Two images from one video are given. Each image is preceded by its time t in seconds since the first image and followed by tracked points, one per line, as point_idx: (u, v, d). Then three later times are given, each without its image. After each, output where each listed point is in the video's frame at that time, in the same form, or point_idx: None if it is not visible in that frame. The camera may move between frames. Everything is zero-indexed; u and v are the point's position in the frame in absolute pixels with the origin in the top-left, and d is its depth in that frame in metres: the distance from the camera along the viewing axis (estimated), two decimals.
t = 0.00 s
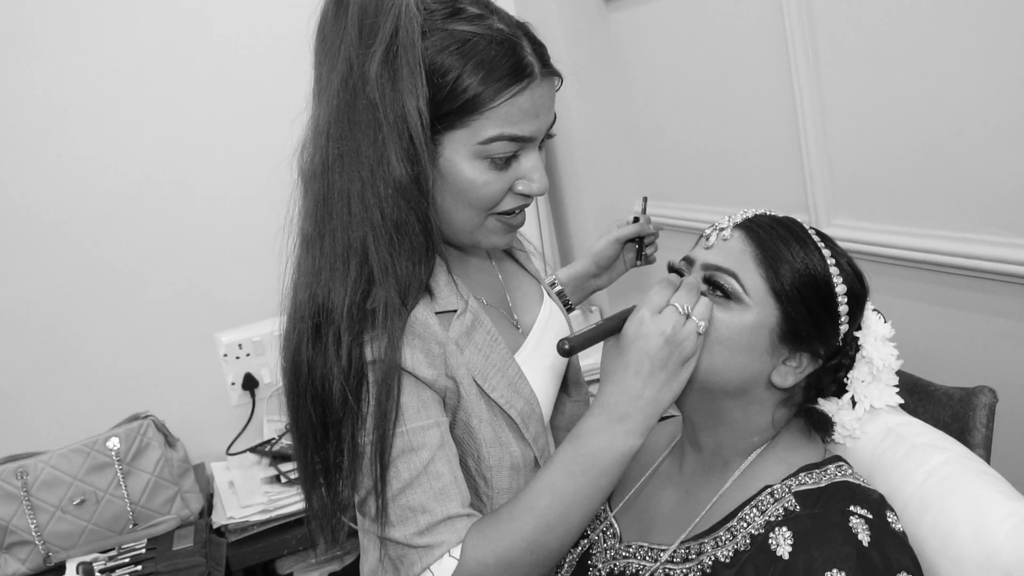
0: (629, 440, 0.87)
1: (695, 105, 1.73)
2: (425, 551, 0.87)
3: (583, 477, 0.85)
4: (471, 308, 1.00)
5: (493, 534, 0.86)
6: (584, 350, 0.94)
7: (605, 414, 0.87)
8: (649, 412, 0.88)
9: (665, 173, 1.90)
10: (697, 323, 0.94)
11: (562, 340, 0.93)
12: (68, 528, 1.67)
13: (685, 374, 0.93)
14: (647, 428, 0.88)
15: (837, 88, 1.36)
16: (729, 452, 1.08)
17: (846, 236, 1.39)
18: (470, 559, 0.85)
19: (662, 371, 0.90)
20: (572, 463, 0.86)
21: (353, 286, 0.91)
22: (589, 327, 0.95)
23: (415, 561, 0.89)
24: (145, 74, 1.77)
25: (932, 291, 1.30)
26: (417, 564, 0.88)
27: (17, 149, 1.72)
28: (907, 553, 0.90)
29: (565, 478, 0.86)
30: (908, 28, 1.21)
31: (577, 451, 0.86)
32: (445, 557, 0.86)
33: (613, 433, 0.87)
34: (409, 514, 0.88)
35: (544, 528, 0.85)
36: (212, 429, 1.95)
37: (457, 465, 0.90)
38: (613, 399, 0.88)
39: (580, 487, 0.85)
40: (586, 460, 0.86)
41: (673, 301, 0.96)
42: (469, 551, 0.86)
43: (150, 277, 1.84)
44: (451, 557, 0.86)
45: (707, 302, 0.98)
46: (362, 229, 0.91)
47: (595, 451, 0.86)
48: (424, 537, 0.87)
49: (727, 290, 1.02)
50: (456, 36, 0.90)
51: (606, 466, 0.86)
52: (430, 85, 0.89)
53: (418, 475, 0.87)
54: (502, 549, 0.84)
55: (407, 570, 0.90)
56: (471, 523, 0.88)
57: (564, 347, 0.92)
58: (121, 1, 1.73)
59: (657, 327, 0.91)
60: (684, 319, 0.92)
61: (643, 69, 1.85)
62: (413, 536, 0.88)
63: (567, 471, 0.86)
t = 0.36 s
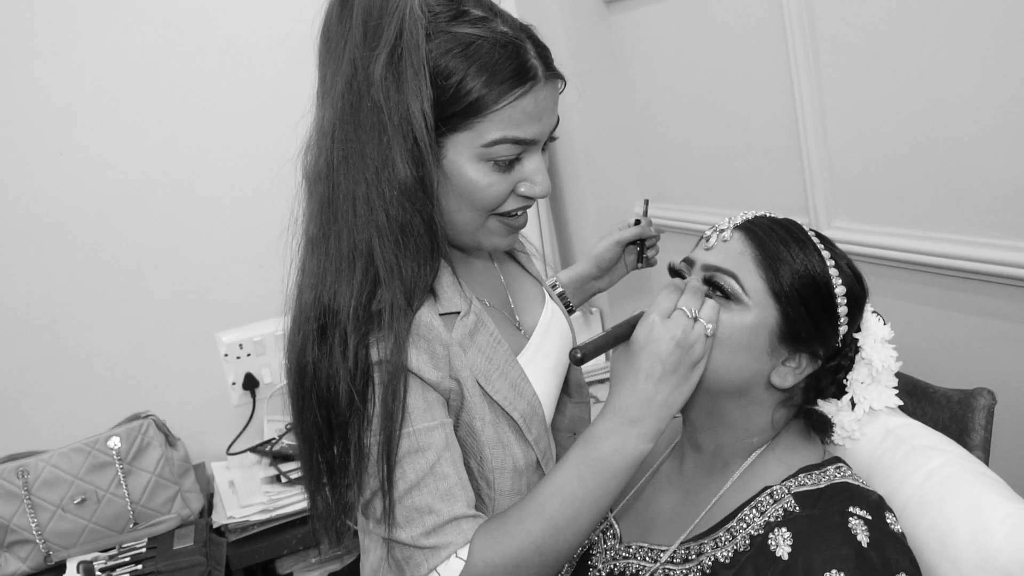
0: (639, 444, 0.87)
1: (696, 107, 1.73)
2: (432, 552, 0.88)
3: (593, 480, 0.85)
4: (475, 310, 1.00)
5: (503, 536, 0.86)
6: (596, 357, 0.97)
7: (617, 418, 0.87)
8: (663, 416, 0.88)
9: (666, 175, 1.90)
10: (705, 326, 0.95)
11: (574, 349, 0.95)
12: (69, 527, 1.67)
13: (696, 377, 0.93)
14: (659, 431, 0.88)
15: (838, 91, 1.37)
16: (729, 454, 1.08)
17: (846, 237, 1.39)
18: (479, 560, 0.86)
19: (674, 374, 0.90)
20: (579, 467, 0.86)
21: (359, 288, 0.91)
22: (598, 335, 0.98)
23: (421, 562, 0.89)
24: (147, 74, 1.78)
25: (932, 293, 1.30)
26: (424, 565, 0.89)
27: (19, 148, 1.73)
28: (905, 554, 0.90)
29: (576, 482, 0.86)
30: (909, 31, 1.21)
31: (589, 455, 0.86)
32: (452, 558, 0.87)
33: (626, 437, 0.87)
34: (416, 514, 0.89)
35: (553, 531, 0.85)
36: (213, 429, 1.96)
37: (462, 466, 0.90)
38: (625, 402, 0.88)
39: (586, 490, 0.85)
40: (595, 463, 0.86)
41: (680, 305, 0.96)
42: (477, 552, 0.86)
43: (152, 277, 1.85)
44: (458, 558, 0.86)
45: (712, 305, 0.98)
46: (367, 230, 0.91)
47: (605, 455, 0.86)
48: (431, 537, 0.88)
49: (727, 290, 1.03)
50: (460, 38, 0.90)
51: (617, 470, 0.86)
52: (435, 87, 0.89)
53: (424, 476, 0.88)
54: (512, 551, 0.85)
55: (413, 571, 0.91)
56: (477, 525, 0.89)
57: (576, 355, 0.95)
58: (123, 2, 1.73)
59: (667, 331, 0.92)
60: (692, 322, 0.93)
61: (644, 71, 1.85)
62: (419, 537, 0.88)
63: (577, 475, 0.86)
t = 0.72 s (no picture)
0: (645, 448, 0.87)
1: (697, 108, 1.74)
2: (435, 552, 0.89)
3: (600, 484, 0.86)
4: (477, 311, 1.01)
5: (508, 537, 0.86)
6: (605, 362, 0.97)
7: (625, 421, 0.88)
8: (670, 422, 0.88)
9: (667, 177, 1.91)
10: (718, 333, 0.93)
11: (580, 351, 0.95)
12: (70, 526, 1.67)
13: (708, 384, 0.92)
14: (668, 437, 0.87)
15: (838, 93, 1.37)
16: (729, 454, 1.08)
17: (846, 240, 1.40)
18: (483, 560, 0.86)
19: (684, 381, 0.90)
20: (585, 469, 0.87)
21: (362, 290, 0.92)
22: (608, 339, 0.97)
23: (425, 562, 0.90)
24: (149, 75, 1.78)
25: (931, 295, 1.31)
26: (428, 565, 0.89)
27: (22, 148, 1.73)
28: (905, 555, 0.90)
29: (583, 484, 0.86)
30: (909, 34, 1.22)
31: (596, 458, 0.87)
32: (456, 558, 0.88)
33: (632, 441, 0.87)
34: (419, 515, 0.89)
35: (559, 533, 0.85)
36: (213, 428, 1.96)
37: (465, 466, 0.91)
38: (635, 407, 0.88)
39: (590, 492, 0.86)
40: (601, 465, 0.86)
41: (693, 312, 0.95)
42: (480, 553, 0.87)
43: (154, 276, 1.86)
44: (462, 559, 0.87)
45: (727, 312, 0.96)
46: (370, 232, 0.92)
47: (614, 462, 0.86)
48: (434, 538, 0.89)
49: (727, 291, 1.04)
50: (463, 41, 0.90)
51: (624, 474, 0.86)
52: (437, 89, 0.90)
53: (427, 477, 0.88)
54: (515, 551, 0.85)
55: (418, 571, 0.92)
56: (481, 525, 0.90)
57: (583, 357, 0.95)
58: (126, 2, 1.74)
59: (679, 337, 0.91)
60: (704, 329, 0.92)
61: (645, 72, 1.86)
62: (423, 537, 0.89)
63: (584, 478, 0.86)
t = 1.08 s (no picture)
0: (647, 449, 0.87)
1: (697, 110, 1.74)
2: (440, 552, 0.89)
3: (603, 484, 0.86)
4: (478, 311, 1.01)
5: (513, 537, 0.87)
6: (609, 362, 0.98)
7: (631, 423, 0.88)
8: (675, 424, 0.88)
9: (667, 178, 1.91)
10: (726, 335, 0.94)
11: (584, 351, 0.97)
12: (70, 525, 1.67)
13: (714, 390, 0.92)
14: (674, 440, 0.87)
15: (838, 96, 1.38)
16: (728, 454, 1.08)
17: (846, 241, 1.40)
18: (487, 560, 0.87)
19: (689, 384, 0.90)
20: (588, 470, 0.87)
21: (364, 291, 0.92)
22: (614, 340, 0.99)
23: (430, 562, 0.90)
24: (151, 75, 1.79)
25: (930, 297, 1.31)
26: (432, 565, 0.89)
27: (23, 148, 1.74)
28: (903, 555, 0.91)
29: (588, 485, 0.86)
30: (908, 37, 1.22)
31: (601, 459, 0.87)
32: (460, 558, 0.87)
33: (637, 443, 0.87)
34: (423, 515, 0.89)
35: (562, 534, 0.86)
36: (213, 428, 1.97)
37: (468, 465, 0.91)
38: (640, 408, 0.89)
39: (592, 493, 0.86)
40: (604, 465, 0.87)
41: (702, 315, 0.96)
42: (485, 552, 0.87)
43: (154, 276, 1.86)
44: (467, 558, 0.87)
45: (737, 315, 0.96)
46: (372, 233, 0.92)
47: (615, 458, 0.86)
48: (439, 538, 0.89)
49: (727, 292, 1.04)
50: (464, 42, 0.91)
51: (628, 475, 0.86)
52: (438, 91, 0.90)
53: (430, 477, 0.89)
54: (520, 550, 0.86)
55: (422, 571, 0.92)
56: (485, 525, 0.90)
57: (586, 357, 0.96)
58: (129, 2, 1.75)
59: (685, 337, 0.92)
60: (711, 332, 0.93)
61: (646, 74, 1.86)
62: (427, 536, 0.89)
63: (588, 478, 0.87)
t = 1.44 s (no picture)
0: (654, 451, 0.87)
1: (696, 112, 1.75)
2: (443, 551, 0.89)
3: (607, 485, 0.86)
4: (478, 312, 1.02)
5: (517, 536, 0.87)
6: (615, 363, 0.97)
7: (637, 424, 0.89)
8: (682, 426, 0.88)
9: (667, 180, 1.92)
10: (736, 339, 0.92)
11: (591, 351, 0.96)
12: (70, 524, 1.68)
13: (724, 393, 0.91)
14: (679, 442, 0.88)
15: (837, 97, 1.38)
16: (728, 454, 1.09)
17: (845, 242, 1.41)
18: (492, 560, 0.87)
19: (697, 387, 0.90)
20: (593, 471, 0.88)
21: (364, 292, 0.92)
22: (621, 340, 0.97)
23: (434, 561, 0.90)
24: (152, 77, 1.79)
25: (929, 298, 1.32)
26: (436, 565, 0.89)
27: (24, 148, 1.74)
28: (902, 555, 0.91)
29: (593, 485, 0.87)
30: (908, 40, 1.23)
31: (606, 460, 0.87)
32: (463, 558, 0.87)
33: (643, 444, 0.88)
34: (425, 515, 0.90)
35: (566, 535, 0.86)
36: (213, 427, 1.97)
37: (471, 465, 0.91)
38: (647, 410, 0.89)
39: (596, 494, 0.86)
40: (610, 465, 0.87)
41: (713, 319, 0.95)
42: (489, 551, 0.87)
43: (155, 276, 1.86)
44: (471, 558, 0.87)
45: (747, 319, 0.95)
46: (372, 235, 0.93)
47: (619, 458, 0.87)
48: (442, 537, 0.89)
49: (726, 292, 1.05)
50: (463, 45, 0.91)
51: (631, 475, 0.86)
52: (438, 93, 0.91)
53: (433, 477, 0.89)
54: (523, 550, 0.86)
55: (426, 571, 0.92)
56: (490, 524, 0.89)
57: (593, 357, 0.95)
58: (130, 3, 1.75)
59: (693, 340, 0.92)
60: (721, 335, 0.92)
61: (646, 75, 1.87)
62: (430, 536, 0.89)
63: (593, 478, 0.87)
